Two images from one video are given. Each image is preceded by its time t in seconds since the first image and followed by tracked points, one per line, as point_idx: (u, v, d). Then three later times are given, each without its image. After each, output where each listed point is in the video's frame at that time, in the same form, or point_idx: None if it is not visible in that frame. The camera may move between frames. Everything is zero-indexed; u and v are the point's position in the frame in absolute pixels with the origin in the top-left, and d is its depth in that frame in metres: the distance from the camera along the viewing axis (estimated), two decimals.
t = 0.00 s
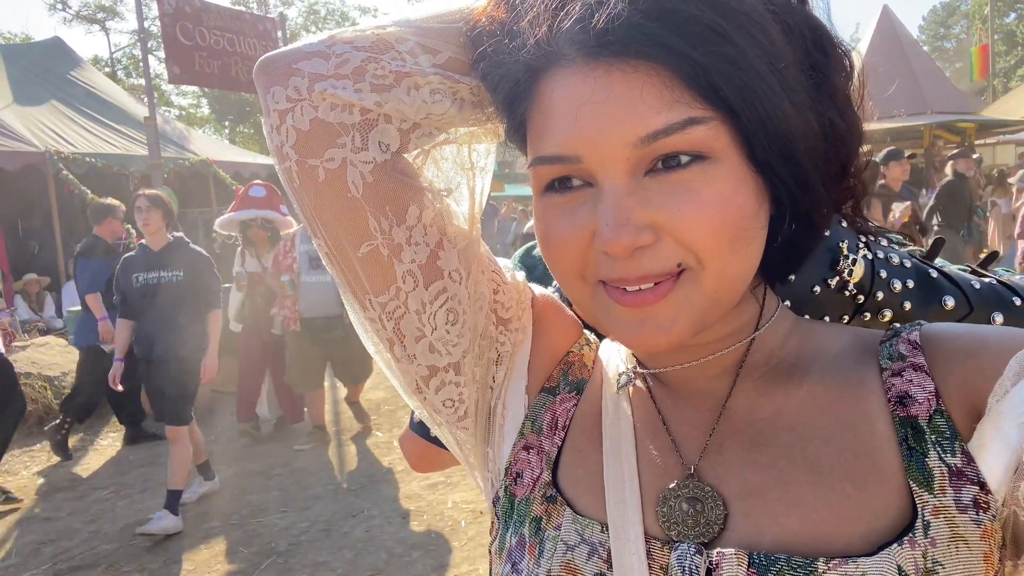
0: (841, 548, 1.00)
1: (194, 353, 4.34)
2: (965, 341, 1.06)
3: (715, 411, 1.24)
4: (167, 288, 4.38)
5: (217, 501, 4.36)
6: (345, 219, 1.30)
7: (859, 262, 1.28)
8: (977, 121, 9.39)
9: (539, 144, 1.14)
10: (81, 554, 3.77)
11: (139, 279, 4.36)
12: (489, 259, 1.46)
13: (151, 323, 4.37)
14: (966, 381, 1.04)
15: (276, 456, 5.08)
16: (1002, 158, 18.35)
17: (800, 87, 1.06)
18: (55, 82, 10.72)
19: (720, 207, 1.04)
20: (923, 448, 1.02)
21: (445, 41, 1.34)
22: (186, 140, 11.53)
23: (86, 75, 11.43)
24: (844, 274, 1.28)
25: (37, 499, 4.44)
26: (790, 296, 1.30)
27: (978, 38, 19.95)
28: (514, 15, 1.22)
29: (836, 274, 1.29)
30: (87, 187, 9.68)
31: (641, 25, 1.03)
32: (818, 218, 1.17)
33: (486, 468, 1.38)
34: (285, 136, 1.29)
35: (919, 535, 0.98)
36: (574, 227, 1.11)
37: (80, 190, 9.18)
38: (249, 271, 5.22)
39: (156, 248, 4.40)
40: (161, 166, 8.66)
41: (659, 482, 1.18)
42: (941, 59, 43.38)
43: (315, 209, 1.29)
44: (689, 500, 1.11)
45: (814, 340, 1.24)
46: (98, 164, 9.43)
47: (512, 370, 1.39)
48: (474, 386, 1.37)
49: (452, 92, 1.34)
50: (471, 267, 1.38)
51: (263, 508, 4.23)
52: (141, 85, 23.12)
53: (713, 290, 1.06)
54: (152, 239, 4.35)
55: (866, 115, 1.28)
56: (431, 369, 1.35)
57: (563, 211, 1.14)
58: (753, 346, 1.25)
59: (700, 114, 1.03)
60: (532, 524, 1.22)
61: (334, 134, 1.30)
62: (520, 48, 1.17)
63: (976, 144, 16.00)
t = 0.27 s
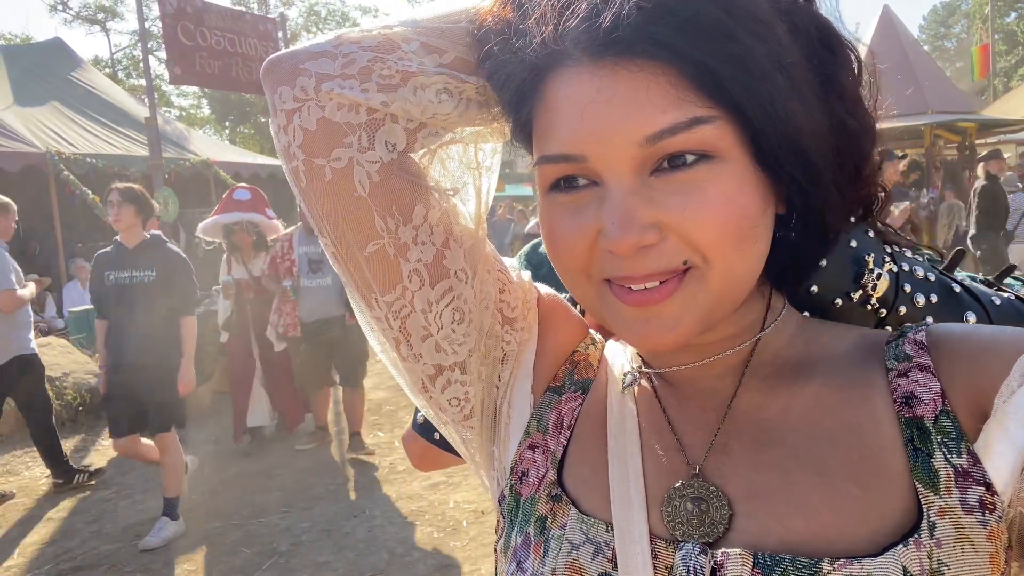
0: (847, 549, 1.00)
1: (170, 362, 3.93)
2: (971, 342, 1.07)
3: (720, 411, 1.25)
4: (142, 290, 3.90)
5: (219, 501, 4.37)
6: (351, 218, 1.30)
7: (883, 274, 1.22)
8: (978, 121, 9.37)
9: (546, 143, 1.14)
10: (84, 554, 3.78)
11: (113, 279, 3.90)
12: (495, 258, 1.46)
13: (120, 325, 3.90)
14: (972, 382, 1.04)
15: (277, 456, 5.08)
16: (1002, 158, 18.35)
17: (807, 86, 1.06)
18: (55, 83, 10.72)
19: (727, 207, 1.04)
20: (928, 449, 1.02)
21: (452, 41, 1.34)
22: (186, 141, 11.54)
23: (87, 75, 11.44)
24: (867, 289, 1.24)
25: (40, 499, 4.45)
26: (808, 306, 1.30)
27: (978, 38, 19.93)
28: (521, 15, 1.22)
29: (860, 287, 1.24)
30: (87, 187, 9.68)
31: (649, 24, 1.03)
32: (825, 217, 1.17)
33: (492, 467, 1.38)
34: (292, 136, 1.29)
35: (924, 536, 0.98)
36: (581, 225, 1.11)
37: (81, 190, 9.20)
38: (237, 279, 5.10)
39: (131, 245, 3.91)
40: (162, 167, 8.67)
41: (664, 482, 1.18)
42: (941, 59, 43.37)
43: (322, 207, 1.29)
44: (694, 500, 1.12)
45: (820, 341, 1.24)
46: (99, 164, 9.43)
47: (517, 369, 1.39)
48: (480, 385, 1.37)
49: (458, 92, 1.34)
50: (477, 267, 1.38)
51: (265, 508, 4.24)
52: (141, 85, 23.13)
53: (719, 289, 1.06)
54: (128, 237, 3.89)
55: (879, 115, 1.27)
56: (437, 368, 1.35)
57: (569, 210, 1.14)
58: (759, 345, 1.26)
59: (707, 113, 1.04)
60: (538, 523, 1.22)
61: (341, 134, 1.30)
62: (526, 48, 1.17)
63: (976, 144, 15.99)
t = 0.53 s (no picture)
0: (855, 546, 1.00)
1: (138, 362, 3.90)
2: (980, 340, 1.07)
3: (728, 409, 1.24)
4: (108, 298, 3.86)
5: (221, 501, 4.37)
6: (359, 214, 1.29)
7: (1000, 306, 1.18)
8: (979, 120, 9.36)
9: (555, 138, 1.14)
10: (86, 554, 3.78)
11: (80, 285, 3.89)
12: (501, 255, 1.46)
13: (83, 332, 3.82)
14: (983, 380, 1.04)
15: (279, 455, 5.08)
16: (1002, 157, 18.32)
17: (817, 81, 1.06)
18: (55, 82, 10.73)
19: (737, 201, 1.04)
20: (936, 446, 1.01)
21: (459, 37, 1.34)
22: (187, 140, 11.54)
23: (88, 75, 11.43)
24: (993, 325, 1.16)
25: (42, 498, 4.45)
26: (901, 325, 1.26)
27: (978, 37, 19.90)
28: (529, 11, 1.22)
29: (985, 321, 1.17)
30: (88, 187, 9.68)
31: (659, 18, 1.03)
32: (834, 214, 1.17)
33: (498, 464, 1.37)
34: (299, 132, 1.29)
35: (933, 533, 0.98)
36: (588, 220, 1.11)
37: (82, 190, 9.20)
38: (225, 275, 4.97)
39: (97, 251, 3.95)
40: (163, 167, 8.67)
41: (671, 479, 1.18)
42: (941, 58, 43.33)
43: (329, 203, 1.29)
44: (701, 497, 1.11)
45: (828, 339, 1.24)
46: (100, 164, 9.43)
47: (524, 366, 1.39)
48: (486, 382, 1.37)
49: (464, 89, 1.34)
50: (483, 264, 1.38)
51: (267, 507, 4.24)
52: (142, 85, 23.12)
53: (728, 283, 1.06)
54: (93, 242, 3.97)
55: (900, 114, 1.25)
56: (444, 364, 1.34)
57: (577, 205, 1.14)
58: (766, 342, 1.26)
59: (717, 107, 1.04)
60: (545, 519, 1.22)
61: (349, 130, 1.30)
62: (534, 43, 1.17)
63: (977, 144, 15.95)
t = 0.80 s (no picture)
0: (851, 550, 1.00)
1: (88, 377, 3.73)
2: (976, 344, 1.07)
3: (723, 412, 1.24)
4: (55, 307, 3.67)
5: (220, 501, 4.37)
6: (353, 216, 1.29)
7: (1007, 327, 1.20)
8: (979, 120, 9.35)
9: (550, 140, 1.13)
10: (85, 554, 3.78)
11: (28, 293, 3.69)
12: (496, 258, 1.46)
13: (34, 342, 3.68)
14: (978, 383, 1.04)
15: (278, 455, 5.09)
16: (1002, 157, 18.29)
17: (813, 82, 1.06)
18: (55, 82, 10.71)
19: (732, 203, 1.04)
20: (931, 449, 1.01)
21: (454, 38, 1.35)
22: (186, 140, 11.53)
23: (87, 75, 11.43)
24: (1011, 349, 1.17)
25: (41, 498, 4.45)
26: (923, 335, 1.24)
27: (979, 37, 19.88)
28: (525, 13, 1.22)
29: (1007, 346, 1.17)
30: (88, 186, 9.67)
31: (653, 20, 1.03)
32: (829, 216, 1.17)
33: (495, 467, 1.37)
34: (293, 134, 1.28)
35: (928, 536, 0.97)
36: (583, 223, 1.11)
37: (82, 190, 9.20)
38: (213, 279, 4.76)
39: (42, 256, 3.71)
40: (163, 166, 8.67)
41: (666, 481, 1.18)
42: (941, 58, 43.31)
43: (323, 204, 1.28)
44: (696, 500, 1.11)
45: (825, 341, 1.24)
46: (99, 164, 9.43)
47: (519, 368, 1.39)
48: (482, 385, 1.36)
49: (459, 91, 1.34)
50: (478, 266, 1.38)
51: (266, 507, 4.24)
52: (142, 85, 23.11)
53: (724, 285, 1.06)
54: (37, 246, 3.71)
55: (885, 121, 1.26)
56: (439, 367, 1.33)
57: (572, 207, 1.13)
58: (761, 345, 1.27)
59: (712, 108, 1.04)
60: (540, 522, 1.21)
61: (343, 131, 1.30)
62: (529, 44, 1.17)
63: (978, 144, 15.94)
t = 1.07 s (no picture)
0: (833, 543, 1.01)
1: (38, 389, 3.57)
2: (962, 340, 1.08)
3: (710, 406, 1.25)
4: None
5: (218, 499, 4.38)
6: (345, 210, 1.30)
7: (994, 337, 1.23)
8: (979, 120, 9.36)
9: (540, 133, 1.14)
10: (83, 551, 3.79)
11: None
12: (487, 253, 1.47)
13: None
14: (963, 378, 1.05)
15: (277, 453, 5.10)
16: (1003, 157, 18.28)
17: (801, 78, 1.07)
18: (56, 81, 10.71)
19: (719, 197, 1.05)
20: (915, 442, 1.02)
21: (446, 35, 1.36)
22: (187, 139, 11.54)
23: (88, 74, 11.45)
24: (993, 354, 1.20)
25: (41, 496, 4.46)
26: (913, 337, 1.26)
27: (979, 38, 19.87)
28: (517, 9, 1.23)
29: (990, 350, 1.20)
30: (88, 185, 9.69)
31: (642, 15, 1.04)
32: (815, 211, 1.18)
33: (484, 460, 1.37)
34: (285, 126, 1.29)
35: (911, 528, 0.98)
36: (572, 216, 1.12)
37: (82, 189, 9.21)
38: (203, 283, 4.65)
39: None
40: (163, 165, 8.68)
41: (653, 475, 1.19)
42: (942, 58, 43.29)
43: (314, 198, 1.29)
44: (683, 492, 1.12)
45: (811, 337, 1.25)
46: (100, 163, 9.44)
47: (508, 363, 1.40)
48: (471, 379, 1.37)
49: (451, 86, 1.35)
50: (469, 261, 1.39)
51: (264, 505, 4.25)
52: (143, 84, 23.12)
53: (712, 278, 1.07)
54: None
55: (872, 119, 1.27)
56: (429, 362, 1.34)
57: (561, 201, 1.15)
58: (748, 342, 1.28)
59: (701, 103, 1.05)
60: (527, 515, 1.23)
61: (335, 125, 1.31)
62: (521, 40, 1.18)
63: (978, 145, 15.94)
